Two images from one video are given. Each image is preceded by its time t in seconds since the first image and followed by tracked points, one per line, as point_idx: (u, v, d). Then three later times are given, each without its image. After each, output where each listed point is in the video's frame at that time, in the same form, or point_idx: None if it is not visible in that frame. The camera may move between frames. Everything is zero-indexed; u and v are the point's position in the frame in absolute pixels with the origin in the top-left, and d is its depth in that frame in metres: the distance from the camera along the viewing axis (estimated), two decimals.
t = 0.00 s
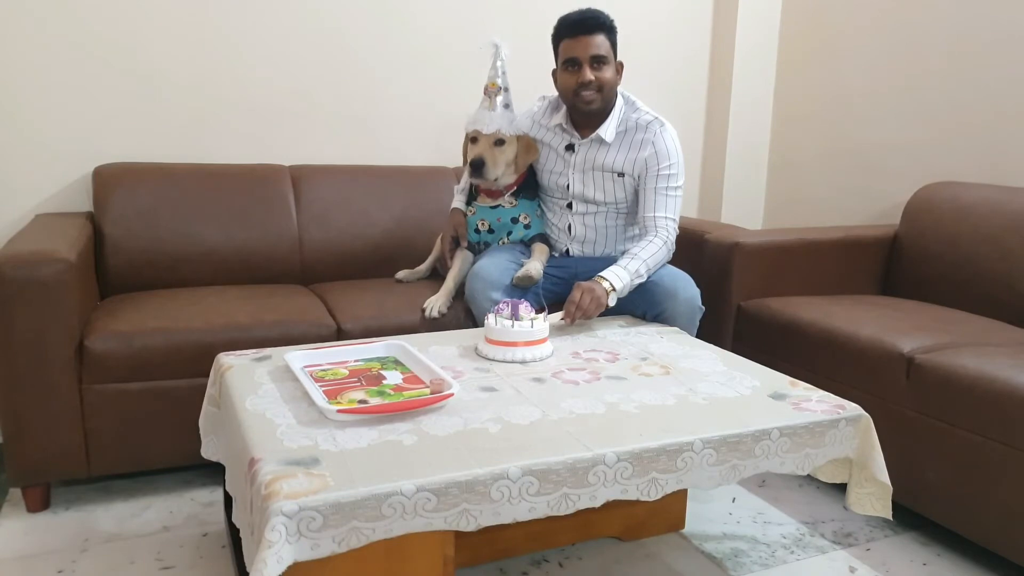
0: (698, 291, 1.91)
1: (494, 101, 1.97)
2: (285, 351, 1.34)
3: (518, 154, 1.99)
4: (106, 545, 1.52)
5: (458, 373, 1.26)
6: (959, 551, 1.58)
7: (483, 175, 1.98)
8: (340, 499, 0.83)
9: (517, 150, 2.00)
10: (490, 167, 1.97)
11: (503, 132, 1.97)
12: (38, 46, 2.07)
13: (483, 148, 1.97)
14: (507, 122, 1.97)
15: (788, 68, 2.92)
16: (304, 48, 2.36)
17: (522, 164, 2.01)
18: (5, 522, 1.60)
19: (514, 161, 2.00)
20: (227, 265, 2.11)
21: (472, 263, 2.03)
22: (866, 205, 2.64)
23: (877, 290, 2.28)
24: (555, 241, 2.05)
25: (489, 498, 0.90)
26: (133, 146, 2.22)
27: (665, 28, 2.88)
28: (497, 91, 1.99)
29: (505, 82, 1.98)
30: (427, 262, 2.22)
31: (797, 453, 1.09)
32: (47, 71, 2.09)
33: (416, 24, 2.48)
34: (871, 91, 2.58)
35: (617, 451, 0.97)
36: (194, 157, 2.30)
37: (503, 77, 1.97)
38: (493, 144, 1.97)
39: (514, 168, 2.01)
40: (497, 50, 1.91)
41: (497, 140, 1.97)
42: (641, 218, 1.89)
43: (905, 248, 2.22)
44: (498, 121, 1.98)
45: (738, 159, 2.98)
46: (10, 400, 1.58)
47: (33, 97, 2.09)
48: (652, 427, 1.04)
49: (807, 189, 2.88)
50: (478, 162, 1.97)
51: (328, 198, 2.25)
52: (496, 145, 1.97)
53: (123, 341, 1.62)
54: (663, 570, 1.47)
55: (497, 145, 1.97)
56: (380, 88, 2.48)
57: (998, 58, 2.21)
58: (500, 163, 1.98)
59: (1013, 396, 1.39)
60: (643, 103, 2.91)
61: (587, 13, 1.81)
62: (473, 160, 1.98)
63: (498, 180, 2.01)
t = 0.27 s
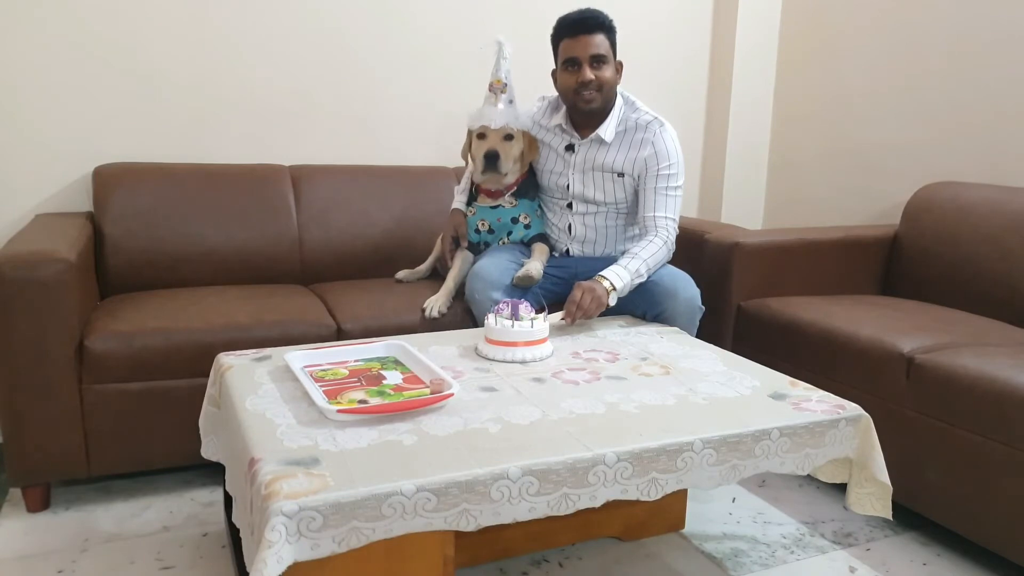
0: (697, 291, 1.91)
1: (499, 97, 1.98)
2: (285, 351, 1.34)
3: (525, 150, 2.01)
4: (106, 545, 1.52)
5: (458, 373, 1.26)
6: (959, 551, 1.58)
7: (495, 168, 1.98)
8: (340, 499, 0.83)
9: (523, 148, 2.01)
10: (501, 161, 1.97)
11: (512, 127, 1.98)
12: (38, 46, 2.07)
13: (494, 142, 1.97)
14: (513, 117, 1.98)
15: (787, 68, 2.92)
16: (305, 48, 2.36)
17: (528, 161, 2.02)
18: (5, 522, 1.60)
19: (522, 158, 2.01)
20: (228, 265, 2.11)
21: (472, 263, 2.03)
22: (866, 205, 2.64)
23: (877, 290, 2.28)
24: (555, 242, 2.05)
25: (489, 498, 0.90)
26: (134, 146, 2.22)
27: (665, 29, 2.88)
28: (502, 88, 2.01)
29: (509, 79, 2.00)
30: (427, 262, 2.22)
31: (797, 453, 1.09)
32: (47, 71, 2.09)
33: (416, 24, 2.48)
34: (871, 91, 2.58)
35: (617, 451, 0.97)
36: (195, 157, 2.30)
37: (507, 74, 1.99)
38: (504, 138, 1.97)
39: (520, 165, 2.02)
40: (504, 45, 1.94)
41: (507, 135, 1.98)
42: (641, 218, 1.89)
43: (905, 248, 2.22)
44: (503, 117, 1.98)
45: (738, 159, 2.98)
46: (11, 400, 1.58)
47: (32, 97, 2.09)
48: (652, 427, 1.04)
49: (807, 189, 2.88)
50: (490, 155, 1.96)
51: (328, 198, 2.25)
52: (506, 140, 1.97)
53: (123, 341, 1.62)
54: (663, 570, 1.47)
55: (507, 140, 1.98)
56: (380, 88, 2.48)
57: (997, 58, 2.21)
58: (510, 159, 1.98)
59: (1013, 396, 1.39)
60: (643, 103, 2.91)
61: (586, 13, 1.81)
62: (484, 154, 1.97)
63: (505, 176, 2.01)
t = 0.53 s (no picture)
0: (698, 291, 1.91)
1: (501, 99, 1.97)
2: (285, 351, 1.34)
3: (528, 152, 2.00)
4: (106, 545, 1.52)
5: (458, 373, 1.26)
6: (959, 551, 1.58)
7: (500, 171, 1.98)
8: (340, 499, 0.83)
9: (526, 150, 2.00)
10: (505, 163, 1.97)
11: (514, 129, 1.97)
12: (37, 46, 2.07)
13: (498, 144, 1.97)
14: (515, 119, 1.96)
15: (788, 68, 2.92)
16: (305, 48, 2.36)
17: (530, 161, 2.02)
18: (5, 522, 1.60)
19: (525, 159, 2.01)
20: (228, 265, 2.11)
21: (472, 263, 2.03)
22: (866, 205, 2.64)
23: (877, 290, 2.28)
24: (556, 241, 2.05)
25: (489, 498, 0.90)
26: (134, 146, 2.22)
27: (665, 29, 2.88)
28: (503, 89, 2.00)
29: (511, 79, 2.00)
30: (427, 262, 2.22)
31: (797, 453, 1.09)
32: (47, 71, 2.09)
33: (416, 24, 2.48)
34: (871, 91, 2.59)
35: (617, 451, 0.97)
36: (195, 157, 2.30)
37: (509, 75, 1.99)
38: (507, 140, 1.97)
39: (522, 166, 2.01)
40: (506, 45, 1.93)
41: (511, 138, 1.97)
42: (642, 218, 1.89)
43: (905, 248, 2.22)
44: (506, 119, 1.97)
45: (738, 159, 2.98)
46: (10, 399, 1.58)
47: (32, 97, 2.09)
48: (652, 427, 1.04)
49: (807, 189, 2.88)
50: (495, 157, 1.96)
51: (328, 198, 2.25)
52: (510, 141, 1.97)
53: (123, 341, 1.62)
54: (663, 570, 1.47)
55: (511, 141, 1.97)
56: (380, 88, 2.48)
57: (997, 58, 2.21)
58: (514, 160, 1.98)
59: (1013, 396, 1.39)
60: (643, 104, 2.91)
61: (586, 13, 1.82)
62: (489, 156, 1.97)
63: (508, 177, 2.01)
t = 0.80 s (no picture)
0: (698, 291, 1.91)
1: (501, 99, 1.98)
2: (285, 351, 1.34)
3: (529, 153, 2.01)
4: (106, 545, 1.52)
5: (458, 373, 1.26)
6: (959, 551, 1.58)
7: (500, 172, 1.98)
8: (340, 499, 0.83)
9: (527, 151, 2.01)
10: (506, 164, 1.98)
11: (515, 130, 1.98)
12: (37, 47, 2.07)
13: (500, 145, 1.97)
14: (516, 121, 1.97)
15: (788, 68, 2.92)
16: (305, 48, 2.36)
17: (532, 162, 2.03)
18: (5, 522, 1.60)
19: (526, 160, 2.01)
20: (228, 265, 2.11)
21: (472, 263, 2.03)
22: (866, 205, 2.64)
23: (877, 290, 2.28)
24: (556, 242, 2.05)
25: (489, 498, 0.90)
26: (134, 147, 2.22)
27: (665, 29, 2.88)
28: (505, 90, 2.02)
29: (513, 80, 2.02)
30: (427, 262, 2.22)
31: (797, 453, 1.09)
32: (47, 71, 2.09)
33: (416, 24, 2.48)
34: (871, 91, 2.58)
35: (617, 451, 0.97)
36: (195, 157, 2.30)
37: (511, 76, 2.00)
38: (508, 141, 1.97)
39: (523, 167, 2.02)
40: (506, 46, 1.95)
41: (512, 139, 1.98)
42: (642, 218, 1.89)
43: (905, 248, 2.22)
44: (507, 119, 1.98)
45: (738, 159, 2.98)
46: (10, 400, 1.58)
47: (32, 97, 2.09)
48: (652, 427, 1.04)
49: (807, 189, 2.88)
50: (496, 158, 1.97)
51: (328, 198, 2.25)
52: (511, 142, 1.97)
53: (123, 341, 1.62)
54: (663, 570, 1.47)
55: (512, 142, 1.98)
56: (380, 88, 2.48)
57: (998, 57, 2.21)
58: (515, 161, 1.99)
59: (1014, 396, 1.39)
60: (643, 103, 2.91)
61: (586, 14, 1.82)
62: (490, 157, 1.98)
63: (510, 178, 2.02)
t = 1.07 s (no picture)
0: (698, 291, 1.91)
1: (501, 100, 1.97)
2: (285, 351, 1.34)
3: (529, 153, 2.01)
4: (107, 545, 1.52)
5: (458, 373, 1.26)
6: (959, 551, 1.58)
7: (500, 172, 1.98)
8: (340, 499, 0.83)
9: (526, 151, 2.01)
10: (506, 165, 1.98)
11: (515, 130, 1.98)
12: (36, 47, 2.07)
13: (499, 145, 1.97)
14: (516, 122, 1.97)
15: (788, 68, 2.92)
16: (305, 48, 2.36)
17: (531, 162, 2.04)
18: (5, 522, 1.60)
19: (526, 161, 2.02)
20: (228, 265, 2.11)
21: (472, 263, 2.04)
22: (866, 205, 2.64)
23: (877, 290, 2.28)
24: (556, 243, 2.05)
25: (489, 498, 0.90)
26: (134, 147, 2.22)
27: (665, 29, 2.88)
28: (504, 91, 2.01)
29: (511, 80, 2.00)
30: (427, 262, 2.22)
31: (797, 453, 1.09)
32: (47, 71, 2.09)
33: (416, 23, 2.48)
34: (871, 91, 2.58)
35: (617, 451, 0.97)
36: (195, 157, 2.29)
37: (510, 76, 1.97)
38: (508, 142, 1.97)
39: (522, 167, 2.02)
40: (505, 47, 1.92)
41: (512, 139, 1.98)
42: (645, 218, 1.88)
43: (905, 248, 2.22)
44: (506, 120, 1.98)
45: (738, 159, 2.98)
46: (10, 400, 1.57)
47: (33, 96, 2.09)
48: (652, 427, 1.04)
49: (807, 189, 2.88)
50: (495, 159, 1.97)
51: (328, 198, 2.25)
52: (510, 143, 1.97)
53: (123, 341, 1.61)
54: (663, 570, 1.47)
55: (512, 143, 1.98)
56: (380, 87, 2.48)
57: (998, 57, 2.21)
58: (515, 162, 1.99)
59: (1014, 396, 1.39)
60: (643, 103, 2.91)
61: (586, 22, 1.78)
62: (489, 158, 1.97)
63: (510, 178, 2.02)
